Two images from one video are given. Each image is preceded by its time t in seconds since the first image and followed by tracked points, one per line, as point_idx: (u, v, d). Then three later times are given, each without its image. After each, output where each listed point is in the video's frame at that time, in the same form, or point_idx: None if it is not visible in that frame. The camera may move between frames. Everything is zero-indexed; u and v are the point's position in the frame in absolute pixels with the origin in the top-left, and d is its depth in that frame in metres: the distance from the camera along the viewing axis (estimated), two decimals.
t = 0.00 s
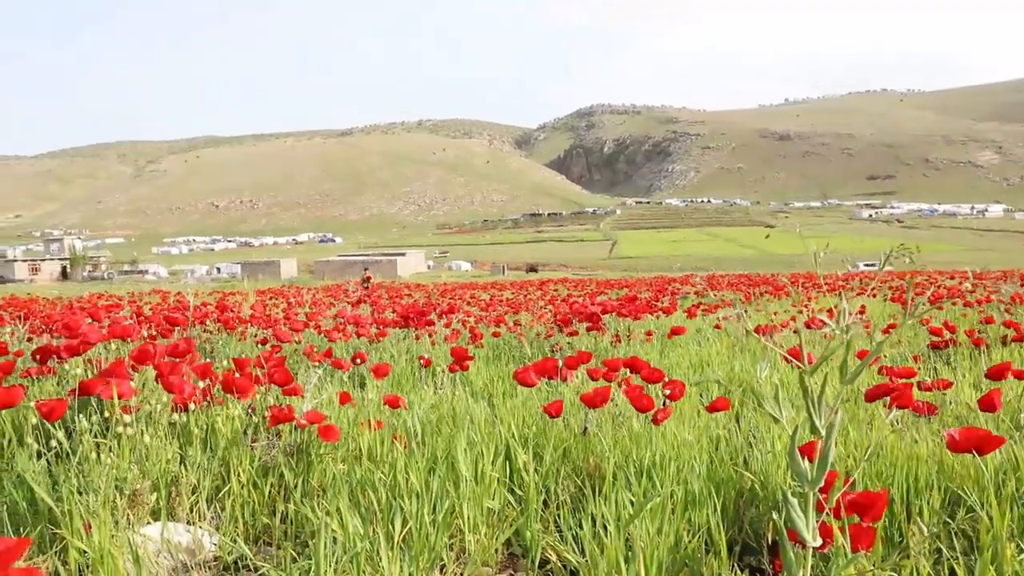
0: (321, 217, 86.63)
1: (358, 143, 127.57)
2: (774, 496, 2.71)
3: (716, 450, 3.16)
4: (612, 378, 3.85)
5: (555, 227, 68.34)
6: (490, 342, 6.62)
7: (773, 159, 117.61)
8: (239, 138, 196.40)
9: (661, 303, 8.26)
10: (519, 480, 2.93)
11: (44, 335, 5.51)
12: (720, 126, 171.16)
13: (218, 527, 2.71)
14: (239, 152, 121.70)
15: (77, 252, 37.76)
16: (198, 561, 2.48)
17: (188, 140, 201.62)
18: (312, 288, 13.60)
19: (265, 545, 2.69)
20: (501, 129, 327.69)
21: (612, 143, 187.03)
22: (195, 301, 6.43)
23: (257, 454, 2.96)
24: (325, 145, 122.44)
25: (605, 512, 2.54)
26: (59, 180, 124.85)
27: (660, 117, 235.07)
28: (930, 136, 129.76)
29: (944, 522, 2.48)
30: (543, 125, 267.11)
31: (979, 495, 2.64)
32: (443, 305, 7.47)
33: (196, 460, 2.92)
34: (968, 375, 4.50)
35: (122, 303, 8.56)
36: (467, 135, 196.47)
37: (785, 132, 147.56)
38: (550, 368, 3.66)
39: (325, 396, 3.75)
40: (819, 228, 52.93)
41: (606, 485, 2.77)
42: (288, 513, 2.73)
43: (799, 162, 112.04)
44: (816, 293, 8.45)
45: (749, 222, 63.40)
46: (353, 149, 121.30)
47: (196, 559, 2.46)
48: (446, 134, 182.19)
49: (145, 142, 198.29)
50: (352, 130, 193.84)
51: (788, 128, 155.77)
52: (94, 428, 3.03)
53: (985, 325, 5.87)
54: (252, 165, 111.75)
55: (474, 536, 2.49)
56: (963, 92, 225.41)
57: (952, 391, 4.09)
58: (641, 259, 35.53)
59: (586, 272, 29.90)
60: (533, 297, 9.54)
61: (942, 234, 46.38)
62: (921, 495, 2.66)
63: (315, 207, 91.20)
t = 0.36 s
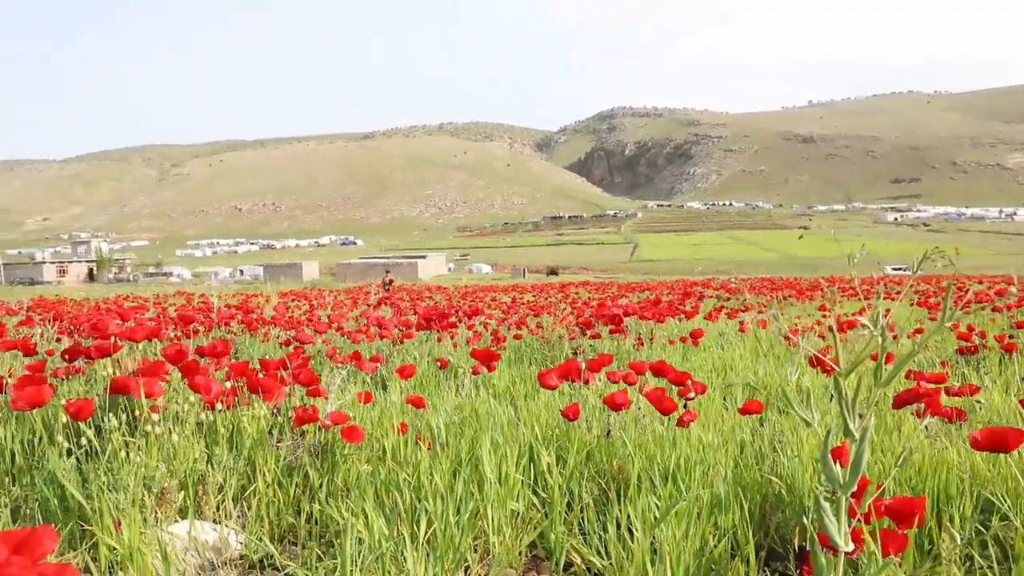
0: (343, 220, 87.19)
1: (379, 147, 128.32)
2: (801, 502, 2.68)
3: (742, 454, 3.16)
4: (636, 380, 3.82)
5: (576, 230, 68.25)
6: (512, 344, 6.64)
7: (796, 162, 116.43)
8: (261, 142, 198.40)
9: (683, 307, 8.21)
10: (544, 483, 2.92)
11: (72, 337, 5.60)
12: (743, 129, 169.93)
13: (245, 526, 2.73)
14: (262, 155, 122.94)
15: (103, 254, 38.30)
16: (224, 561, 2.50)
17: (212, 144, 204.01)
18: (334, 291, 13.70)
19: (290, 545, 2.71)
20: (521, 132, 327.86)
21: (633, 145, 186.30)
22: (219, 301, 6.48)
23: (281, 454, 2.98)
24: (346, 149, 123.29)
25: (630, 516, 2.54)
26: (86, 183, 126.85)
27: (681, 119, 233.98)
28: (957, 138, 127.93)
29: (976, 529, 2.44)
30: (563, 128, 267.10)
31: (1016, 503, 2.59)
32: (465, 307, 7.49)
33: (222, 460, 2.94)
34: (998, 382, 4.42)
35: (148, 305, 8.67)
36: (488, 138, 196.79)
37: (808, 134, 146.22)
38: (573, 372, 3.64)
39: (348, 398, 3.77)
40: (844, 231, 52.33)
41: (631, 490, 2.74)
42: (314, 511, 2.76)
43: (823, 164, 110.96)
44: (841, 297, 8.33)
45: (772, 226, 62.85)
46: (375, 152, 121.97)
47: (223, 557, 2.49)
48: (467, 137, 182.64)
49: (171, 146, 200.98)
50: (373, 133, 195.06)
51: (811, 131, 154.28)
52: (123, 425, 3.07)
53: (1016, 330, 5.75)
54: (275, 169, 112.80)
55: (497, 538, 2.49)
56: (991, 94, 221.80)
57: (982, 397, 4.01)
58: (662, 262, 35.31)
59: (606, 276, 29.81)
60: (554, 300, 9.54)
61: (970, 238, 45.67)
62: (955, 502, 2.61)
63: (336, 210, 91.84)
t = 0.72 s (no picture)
0: (354, 221, 87.49)
1: (390, 148, 128.70)
2: (823, 504, 2.64)
3: (763, 455, 3.14)
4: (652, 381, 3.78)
5: (587, 231, 68.08)
6: (526, 345, 6.62)
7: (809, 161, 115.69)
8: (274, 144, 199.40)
9: (696, 307, 8.16)
10: (560, 485, 2.90)
11: (88, 337, 5.63)
12: (755, 128, 169.15)
13: (260, 527, 2.72)
14: (274, 157, 123.54)
15: (117, 255, 38.54)
16: (240, 561, 2.48)
17: (224, 146, 205.28)
18: (346, 291, 13.75)
19: (307, 546, 2.69)
20: (532, 132, 327.82)
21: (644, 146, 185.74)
22: (233, 303, 6.50)
23: (296, 455, 2.97)
24: (358, 150, 123.69)
25: (649, 516, 2.49)
26: (100, 185, 127.88)
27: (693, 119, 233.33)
28: (972, 137, 126.87)
29: (1003, 530, 2.39)
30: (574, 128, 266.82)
31: None
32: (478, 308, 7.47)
33: (238, 460, 2.93)
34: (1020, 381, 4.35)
35: (162, 306, 8.71)
36: (499, 138, 196.89)
37: (821, 134, 145.34)
38: (589, 372, 3.60)
39: (362, 399, 3.76)
40: (858, 231, 52.00)
41: (650, 490, 2.71)
42: (330, 512, 2.75)
43: (836, 164, 110.25)
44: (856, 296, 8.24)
45: (785, 226, 62.55)
46: (386, 153, 122.24)
47: (238, 559, 2.47)
48: (478, 138, 182.90)
49: (184, 147, 202.37)
50: (385, 135, 195.66)
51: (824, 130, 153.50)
52: (140, 425, 3.07)
53: None
54: (287, 170, 113.38)
55: (515, 540, 2.46)
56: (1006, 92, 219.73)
57: (1004, 397, 3.95)
58: (675, 262, 35.18)
59: (618, 276, 29.73)
60: (567, 300, 9.53)
61: (986, 237, 45.25)
62: (980, 503, 2.57)
63: (348, 211, 92.16)
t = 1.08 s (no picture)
0: (360, 224, 87.59)
1: (396, 150, 128.89)
2: (833, 508, 2.63)
3: (774, 458, 3.13)
4: (659, 383, 3.76)
5: (592, 233, 68.00)
6: (532, 346, 6.61)
7: (815, 164, 115.41)
8: (280, 146, 199.97)
9: (703, 310, 8.14)
10: (569, 485, 2.89)
11: (95, 337, 5.65)
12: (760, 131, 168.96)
13: (267, 527, 2.72)
14: (280, 159, 123.80)
15: (123, 256, 38.65)
16: (248, 561, 2.49)
17: (231, 148, 205.83)
18: (351, 293, 13.72)
19: (313, 547, 2.68)
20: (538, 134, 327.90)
21: (649, 148, 185.51)
22: (238, 303, 6.51)
23: (304, 456, 2.97)
24: (363, 152, 123.91)
25: (662, 517, 2.49)
26: (107, 186, 128.41)
27: (698, 121, 233.10)
28: (979, 140, 126.48)
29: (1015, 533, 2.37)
30: (580, 131, 267.08)
31: None
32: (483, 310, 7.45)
33: (244, 460, 2.92)
34: None
35: (168, 307, 8.72)
36: (504, 141, 197.23)
37: (827, 136, 144.95)
38: (595, 373, 3.60)
39: (367, 400, 3.74)
40: (864, 234, 51.84)
41: (660, 493, 2.70)
42: (336, 512, 2.74)
43: (842, 167, 109.98)
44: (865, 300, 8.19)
45: (791, 228, 62.40)
46: (391, 155, 122.39)
47: (245, 561, 2.46)
48: (483, 141, 183.05)
49: (191, 149, 203.11)
50: (390, 137, 195.93)
51: (830, 133, 153.05)
52: (146, 426, 3.08)
53: None
54: (292, 173, 113.59)
55: (524, 541, 2.44)
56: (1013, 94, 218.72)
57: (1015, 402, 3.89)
58: (680, 265, 35.10)
59: (623, 279, 29.77)
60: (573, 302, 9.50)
61: (993, 241, 45.08)
62: (991, 506, 2.57)
63: (353, 214, 92.31)
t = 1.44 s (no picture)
0: (373, 226, 87.89)
1: (409, 152, 129.34)
2: (859, 509, 2.61)
3: (797, 457, 3.13)
4: (680, 383, 3.74)
5: (605, 233, 67.83)
6: (548, 347, 6.62)
7: (830, 161, 114.50)
8: (294, 149, 201.22)
9: (719, 309, 8.12)
10: (589, 485, 2.89)
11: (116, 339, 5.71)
12: (774, 129, 167.95)
13: (289, 529, 2.73)
14: (294, 163, 124.56)
15: (141, 260, 39.02)
16: (270, 562, 2.49)
17: (245, 152, 207.50)
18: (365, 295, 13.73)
19: (336, 547, 2.68)
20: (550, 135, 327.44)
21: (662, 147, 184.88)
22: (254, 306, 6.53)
23: (324, 457, 2.99)
24: (376, 155, 124.43)
25: (683, 517, 2.48)
26: (125, 191, 129.76)
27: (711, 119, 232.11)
28: (996, 135, 125.05)
29: None
30: (592, 131, 266.89)
31: None
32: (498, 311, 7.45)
33: (266, 461, 2.95)
34: None
35: (185, 310, 8.78)
36: (516, 142, 197.42)
37: (842, 133, 143.89)
38: (619, 374, 3.59)
39: (387, 402, 3.76)
40: (881, 232, 51.44)
41: (683, 493, 2.69)
42: (359, 511, 2.76)
43: (857, 164, 109.08)
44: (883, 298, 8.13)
45: (806, 226, 62.00)
46: (404, 158, 122.68)
47: (268, 560, 2.48)
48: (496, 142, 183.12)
49: (206, 153, 204.81)
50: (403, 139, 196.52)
51: (844, 130, 151.90)
52: (167, 429, 3.12)
53: None
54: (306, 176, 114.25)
55: (545, 543, 2.44)
56: None
57: None
58: (695, 264, 34.92)
59: (638, 279, 29.73)
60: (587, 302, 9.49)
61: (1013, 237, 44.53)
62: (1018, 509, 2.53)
63: (366, 216, 92.74)
